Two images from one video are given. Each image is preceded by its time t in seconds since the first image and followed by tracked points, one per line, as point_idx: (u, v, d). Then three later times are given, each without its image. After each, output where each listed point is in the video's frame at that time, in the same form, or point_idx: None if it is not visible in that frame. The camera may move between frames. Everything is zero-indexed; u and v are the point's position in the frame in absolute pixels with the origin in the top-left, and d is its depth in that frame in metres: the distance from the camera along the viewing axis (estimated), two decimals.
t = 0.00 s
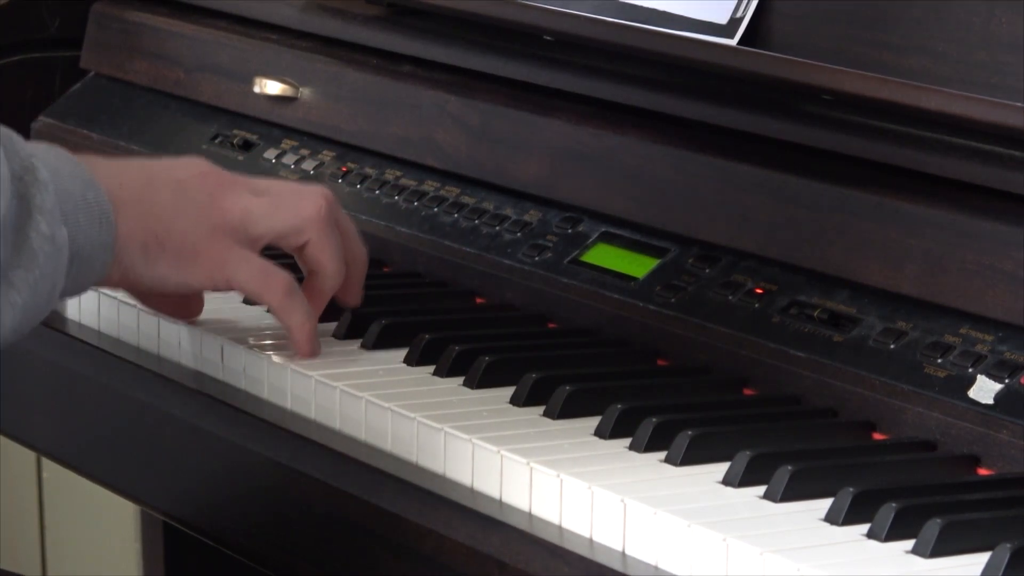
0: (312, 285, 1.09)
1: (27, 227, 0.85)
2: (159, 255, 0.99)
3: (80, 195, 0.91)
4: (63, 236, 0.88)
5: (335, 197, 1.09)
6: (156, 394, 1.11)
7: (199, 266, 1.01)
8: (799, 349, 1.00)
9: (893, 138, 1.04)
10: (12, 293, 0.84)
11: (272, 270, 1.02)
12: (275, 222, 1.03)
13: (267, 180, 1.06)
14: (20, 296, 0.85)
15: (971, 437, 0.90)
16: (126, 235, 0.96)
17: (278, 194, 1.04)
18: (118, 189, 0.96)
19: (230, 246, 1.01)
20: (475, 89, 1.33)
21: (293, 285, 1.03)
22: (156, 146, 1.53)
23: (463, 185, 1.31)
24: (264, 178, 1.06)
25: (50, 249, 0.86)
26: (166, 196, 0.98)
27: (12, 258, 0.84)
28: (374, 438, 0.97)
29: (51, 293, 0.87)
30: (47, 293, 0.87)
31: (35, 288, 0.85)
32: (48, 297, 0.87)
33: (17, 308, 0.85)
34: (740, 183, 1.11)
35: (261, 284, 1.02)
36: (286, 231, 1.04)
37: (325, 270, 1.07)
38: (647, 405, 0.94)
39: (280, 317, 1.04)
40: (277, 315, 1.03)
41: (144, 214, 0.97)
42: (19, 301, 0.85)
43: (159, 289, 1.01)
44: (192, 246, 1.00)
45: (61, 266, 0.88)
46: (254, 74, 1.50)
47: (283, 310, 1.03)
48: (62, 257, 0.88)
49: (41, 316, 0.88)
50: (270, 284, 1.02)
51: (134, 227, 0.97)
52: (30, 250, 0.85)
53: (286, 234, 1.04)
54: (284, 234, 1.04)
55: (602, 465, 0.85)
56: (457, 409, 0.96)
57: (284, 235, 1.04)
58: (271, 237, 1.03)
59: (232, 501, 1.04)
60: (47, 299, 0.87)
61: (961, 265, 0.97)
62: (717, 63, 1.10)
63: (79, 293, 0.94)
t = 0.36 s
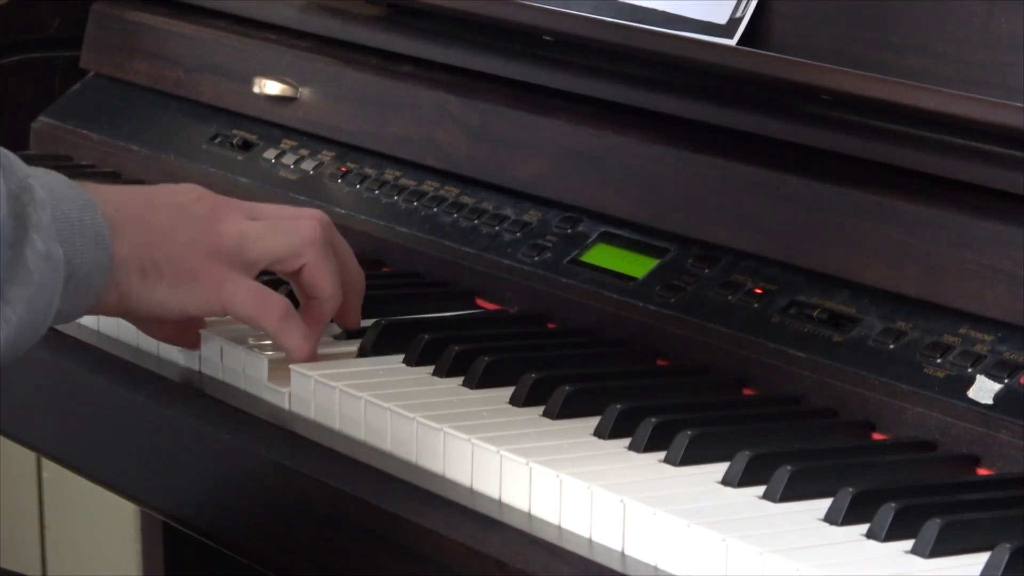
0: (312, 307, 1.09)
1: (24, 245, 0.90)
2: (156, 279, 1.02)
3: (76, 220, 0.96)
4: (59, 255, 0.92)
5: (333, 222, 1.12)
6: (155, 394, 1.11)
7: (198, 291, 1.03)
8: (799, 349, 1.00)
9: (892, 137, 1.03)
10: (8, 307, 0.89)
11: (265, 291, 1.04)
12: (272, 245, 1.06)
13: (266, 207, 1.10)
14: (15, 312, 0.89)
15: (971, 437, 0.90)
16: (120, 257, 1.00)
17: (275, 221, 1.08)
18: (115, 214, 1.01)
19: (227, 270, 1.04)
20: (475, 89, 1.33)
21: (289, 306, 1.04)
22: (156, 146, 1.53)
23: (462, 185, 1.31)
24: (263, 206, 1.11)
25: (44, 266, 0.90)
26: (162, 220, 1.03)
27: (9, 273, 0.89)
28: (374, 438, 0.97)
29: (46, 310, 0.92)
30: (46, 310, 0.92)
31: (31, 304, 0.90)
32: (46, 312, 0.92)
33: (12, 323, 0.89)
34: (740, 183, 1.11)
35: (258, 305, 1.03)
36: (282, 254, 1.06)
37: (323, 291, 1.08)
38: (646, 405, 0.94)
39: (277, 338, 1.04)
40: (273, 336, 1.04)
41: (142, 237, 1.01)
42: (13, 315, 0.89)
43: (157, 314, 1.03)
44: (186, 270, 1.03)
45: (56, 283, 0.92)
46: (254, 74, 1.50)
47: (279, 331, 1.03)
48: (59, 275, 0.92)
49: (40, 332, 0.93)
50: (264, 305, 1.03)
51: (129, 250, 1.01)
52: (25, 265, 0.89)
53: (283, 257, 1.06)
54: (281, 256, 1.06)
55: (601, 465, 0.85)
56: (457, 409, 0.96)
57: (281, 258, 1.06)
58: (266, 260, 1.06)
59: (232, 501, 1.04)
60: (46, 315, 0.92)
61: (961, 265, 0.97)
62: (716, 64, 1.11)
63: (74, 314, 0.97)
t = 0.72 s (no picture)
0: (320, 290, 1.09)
1: (34, 221, 0.89)
2: (167, 250, 1.01)
3: (89, 189, 0.94)
4: (73, 228, 0.92)
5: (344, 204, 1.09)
6: (155, 395, 1.11)
7: (204, 262, 1.02)
8: (799, 349, 1.00)
9: (892, 138, 1.04)
10: (20, 286, 0.89)
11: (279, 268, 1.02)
12: (282, 223, 1.04)
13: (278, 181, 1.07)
14: (25, 288, 0.89)
15: (971, 437, 0.90)
16: (133, 227, 0.99)
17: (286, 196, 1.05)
18: (127, 183, 1.00)
19: (235, 245, 1.02)
20: (475, 89, 1.33)
21: (298, 284, 1.02)
22: (156, 146, 1.53)
23: (462, 185, 1.31)
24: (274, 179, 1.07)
25: (56, 243, 0.90)
26: (170, 192, 1.01)
27: (15, 251, 0.88)
28: (374, 438, 0.97)
29: (60, 285, 0.92)
30: (58, 284, 0.92)
31: (41, 280, 0.90)
32: (59, 287, 0.92)
33: (24, 299, 0.89)
34: (740, 183, 1.11)
35: (266, 284, 1.01)
36: (291, 233, 1.04)
37: (328, 277, 1.06)
38: (647, 405, 0.94)
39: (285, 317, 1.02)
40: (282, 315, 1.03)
41: (151, 207, 1.00)
42: (27, 291, 0.89)
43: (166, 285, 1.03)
44: (194, 242, 1.01)
45: (71, 259, 0.92)
46: (254, 74, 1.50)
47: (288, 311, 1.02)
48: (70, 249, 0.92)
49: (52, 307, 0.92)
50: (275, 284, 1.01)
51: (141, 220, 0.99)
52: (34, 242, 0.89)
53: (291, 235, 1.04)
54: (291, 235, 1.04)
55: (602, 465, 0.85)
56: (457, 409, 0.96)
57: (291, 238, 1.04)
58: (277, 237, 1.04)
59: (231, 501, 1.05)
60: (57, 291, 0.91)
61: (961, 265, 0.97)
62: (717, 63, 1.11)
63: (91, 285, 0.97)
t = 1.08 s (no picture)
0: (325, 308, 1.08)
1: (39, 244, 0.84)
2: (172, 272, 0.98)
3: (93, 213, 0.90)
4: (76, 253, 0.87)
5: (348, 219, 1.09)
6: (155, 395, 1.11)
7: (210, 286, 1.00)
8: (799, 349, 1.00)
9: (892, 138, 1.04)
10: (23, 311, 0.84)
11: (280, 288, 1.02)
12: (287, 242, 1.03)
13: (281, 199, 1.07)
14: (30, 314, 0.84)
15: (970, 436, 0.90)
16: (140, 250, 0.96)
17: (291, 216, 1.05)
18: (134, 205, 0.96)
19: (241, 267, 1.01)
20: (475, 89, 1.33)
21: (304, 305, 1.03)
22: (156, 146, 1.53)
23: (462, 185, 1.31)
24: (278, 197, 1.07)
25: (61, 267, 0.86)
26: (179, 209, 0.98)
27: (21, 273, 0.83)
28: (374, 438, 0.97)
29: (62, 310, 0.87)
30: (60, 310, 0.87)
31: (45, 306, 0.85)
32: (62, 313, 0.87)
33: (27, 325, 0.84)
34: (740, 183, 1.11)
35: (272, 306, 1.01)
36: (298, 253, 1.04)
37: (335, 293, 1.06)
38: (647, 405, 0.94)
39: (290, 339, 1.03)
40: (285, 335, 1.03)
41: (162, 231, 0.97)
42: (29, 317, 0.84)
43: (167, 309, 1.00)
44: (200, 264, 0.99)
45: (75, 285, 0.87)
46: (254, 74, 1.50)
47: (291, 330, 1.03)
48: (74, 274, 0.87)
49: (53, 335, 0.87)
50: (280, 304, 1.02)
51: (148, 243, 0.96)
52: (39, 265, 0.84)
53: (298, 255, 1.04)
54: (297, 255, 1.04)
55: (602, 465, 0.85)
56: (456, 409, 0.96)
57: (296, 257, 1.04)
58: (281, 257, 1.03)
59: (231, 501, 1.05)
60: (60, 317, 0.86)
61: (961, 265, 0.97)
62: (717, 63, 1.11)
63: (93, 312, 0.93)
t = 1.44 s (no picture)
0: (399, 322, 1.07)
1: (48, 258, 0.87)
2: (192, 289, 1.01)
3: (112, 227, 0.93)
4: (88, 267, 0.90)
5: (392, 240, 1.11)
6: (156, 395, 1.11)
7: (234, 298, 1.03)
8: (799, 349, 1.00)
9: (892, 138, 1.04)
10: (28, 325, 0.86)
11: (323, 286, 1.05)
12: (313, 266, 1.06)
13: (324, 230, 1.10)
14: (36, 328, 0.86)
15: (971, 437, 0.90)
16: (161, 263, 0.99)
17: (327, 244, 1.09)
18: (154, 224, 1.00)
19: (266, 278, 1.04)
20: (475, 89, 1.33)
21: (333, 294, 1.02)
22: (156, 146, 1.53)
23: (463, 185, 1.31)
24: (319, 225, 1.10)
25: (70, 281, 0.88)
26: (205, 228, 1.03)
27: (30, 287, 0.86)
28: (375, 438, 0.97)
29: (72, 324, 0.89)
30: (71, 324, 0.89)
31: (53, 320, 0.87)
32: (71, 327, 0.89)
33: (34, 339, 0.86)
34: (740, 184, 1.11)
35: (300, 303, 1.02)
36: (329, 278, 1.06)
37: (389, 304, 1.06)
38: (647, 405, 0.94)
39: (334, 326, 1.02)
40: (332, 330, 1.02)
41: (183, 243, 1.01)
42: (36, 330, 0.86)
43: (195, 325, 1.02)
44: (224, 278, 1.02)
45: (86, 299, 0.89)
46: (254, 74, 1.50)
47: (334, 320, 1.02)
48: (83, 289, 0.89)
49: (64, 347, 0.90)
50: (307, 297, 1.02)
51: (168, 258, 1.00)
52: (48, 279, 0.86)
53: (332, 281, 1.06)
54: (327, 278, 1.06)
55: (602, 465, 0.85)
56: (457, 409, 0.96)
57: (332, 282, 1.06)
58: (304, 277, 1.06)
59: (231, 501, 1.05)
60: (69, 331, 0.89)
61: (961, 266, 0.97)
62: (717, 63, 1.11)
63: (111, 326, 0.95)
